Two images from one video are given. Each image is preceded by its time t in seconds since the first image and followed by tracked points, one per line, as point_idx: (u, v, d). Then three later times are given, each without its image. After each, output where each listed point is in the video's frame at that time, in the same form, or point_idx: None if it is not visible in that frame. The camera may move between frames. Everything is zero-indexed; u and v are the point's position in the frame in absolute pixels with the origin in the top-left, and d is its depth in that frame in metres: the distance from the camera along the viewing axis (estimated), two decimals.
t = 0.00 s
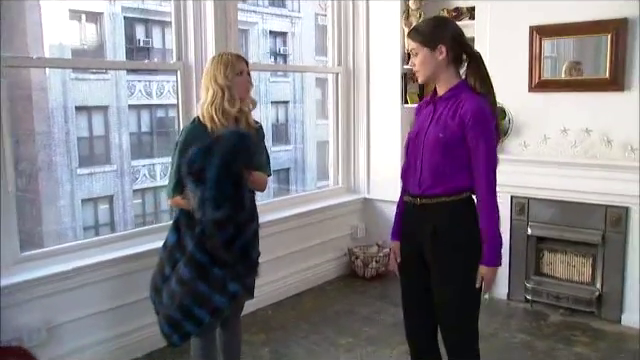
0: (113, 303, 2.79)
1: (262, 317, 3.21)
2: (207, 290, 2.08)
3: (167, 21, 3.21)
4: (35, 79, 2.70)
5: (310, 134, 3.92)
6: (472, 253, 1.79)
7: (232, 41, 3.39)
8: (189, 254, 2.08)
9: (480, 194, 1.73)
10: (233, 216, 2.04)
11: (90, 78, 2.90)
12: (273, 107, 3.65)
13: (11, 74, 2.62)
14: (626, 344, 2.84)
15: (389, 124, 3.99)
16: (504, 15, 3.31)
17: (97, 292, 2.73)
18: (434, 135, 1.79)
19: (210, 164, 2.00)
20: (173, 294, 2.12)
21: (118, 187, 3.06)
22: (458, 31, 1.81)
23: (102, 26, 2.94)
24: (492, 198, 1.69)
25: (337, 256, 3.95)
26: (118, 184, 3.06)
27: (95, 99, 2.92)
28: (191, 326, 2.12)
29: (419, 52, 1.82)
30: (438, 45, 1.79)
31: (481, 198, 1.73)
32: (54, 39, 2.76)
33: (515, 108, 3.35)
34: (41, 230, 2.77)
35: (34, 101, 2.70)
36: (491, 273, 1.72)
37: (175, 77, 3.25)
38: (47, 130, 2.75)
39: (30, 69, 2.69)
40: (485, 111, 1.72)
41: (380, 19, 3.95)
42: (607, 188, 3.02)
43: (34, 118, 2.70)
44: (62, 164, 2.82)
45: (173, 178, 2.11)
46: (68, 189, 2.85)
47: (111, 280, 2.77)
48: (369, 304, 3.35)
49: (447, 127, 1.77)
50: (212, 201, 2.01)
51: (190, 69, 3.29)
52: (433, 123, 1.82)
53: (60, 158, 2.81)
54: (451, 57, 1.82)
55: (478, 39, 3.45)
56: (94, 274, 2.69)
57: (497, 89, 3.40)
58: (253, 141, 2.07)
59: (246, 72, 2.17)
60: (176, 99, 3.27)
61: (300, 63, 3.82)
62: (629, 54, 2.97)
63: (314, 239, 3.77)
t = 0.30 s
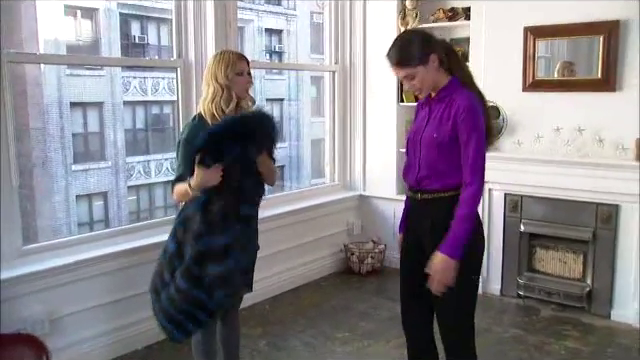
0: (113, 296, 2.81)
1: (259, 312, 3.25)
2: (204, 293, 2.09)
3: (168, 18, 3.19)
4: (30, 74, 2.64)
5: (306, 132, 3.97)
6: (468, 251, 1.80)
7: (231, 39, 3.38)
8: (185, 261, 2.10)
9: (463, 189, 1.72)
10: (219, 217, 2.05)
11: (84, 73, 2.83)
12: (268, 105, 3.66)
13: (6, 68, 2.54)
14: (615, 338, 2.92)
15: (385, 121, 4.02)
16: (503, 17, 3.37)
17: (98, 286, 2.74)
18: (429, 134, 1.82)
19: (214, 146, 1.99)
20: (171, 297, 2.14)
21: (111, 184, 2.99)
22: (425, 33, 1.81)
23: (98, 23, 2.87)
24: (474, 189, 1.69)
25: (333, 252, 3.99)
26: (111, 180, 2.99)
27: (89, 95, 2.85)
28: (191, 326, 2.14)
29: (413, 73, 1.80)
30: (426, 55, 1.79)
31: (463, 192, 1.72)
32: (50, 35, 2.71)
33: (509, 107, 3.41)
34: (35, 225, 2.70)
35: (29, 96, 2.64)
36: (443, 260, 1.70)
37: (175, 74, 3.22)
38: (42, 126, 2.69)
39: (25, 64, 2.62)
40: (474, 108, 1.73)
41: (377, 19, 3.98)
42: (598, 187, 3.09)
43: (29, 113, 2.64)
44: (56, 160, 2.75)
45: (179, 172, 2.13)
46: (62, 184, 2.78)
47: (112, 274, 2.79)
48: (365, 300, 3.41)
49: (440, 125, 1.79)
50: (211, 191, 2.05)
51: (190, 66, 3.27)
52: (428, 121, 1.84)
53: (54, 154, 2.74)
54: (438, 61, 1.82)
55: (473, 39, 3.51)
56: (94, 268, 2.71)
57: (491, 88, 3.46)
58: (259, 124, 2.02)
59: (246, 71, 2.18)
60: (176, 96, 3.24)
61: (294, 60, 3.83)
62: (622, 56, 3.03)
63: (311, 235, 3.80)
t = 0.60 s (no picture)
0: (115, 291, 2.82)
1: (259, 308, 3.26)
2: (203, 299, 2.13)
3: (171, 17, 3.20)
4: (30, 72, 2.63)
5: (306, 132, 3.99)
6: (469, 253, 1.82)
7: (234, 38, 3.39)
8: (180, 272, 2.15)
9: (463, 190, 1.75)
10: (201, 229, 2.08)
11: (86, 71, 2.83)
12: (268, 104, 3.68)
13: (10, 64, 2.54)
14: (610, 337, 2.95)
15: (385, 121, 4.05)
16: (502, 19, 3.40)
17: (100, 282, 2.75)
18: (427, 140, 1.84)
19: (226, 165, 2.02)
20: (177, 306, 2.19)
21: (110, 181, 2.99)
22: (404, 44, 1.80)
23: (99, 20, 2.88)
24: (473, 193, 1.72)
25: (333, 250, 4.02)
26: (110, 176, 2.98)
27: (90, 92, 2.85)
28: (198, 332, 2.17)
29: (398, 88, 1.80)
30: (411, 69, 1.79)
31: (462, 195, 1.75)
32: (50, 32, 2.71)
33: (508, 108, 3.44)
34: (35, 222, 2.70)
35: (29, 93, 2.63)
36: (446, 259, 1.74)
37: (177, 72, 3.24)
38: (41, 123, 2.68)
39: (25, 61, 2.62)
40: (465, 111, 1.76)
41: (378, 19, 4.01)
42: (596, 187, 3.13)
43: (29, 110, 2.63)
44: (56, 157, 2.74)
45: (174, 172, 2.13)
46: (61, 182, 2.78)
47: (113, 270, 2.80)
48: (364, 297, 3.44)
49: (436, 131, 1.82)
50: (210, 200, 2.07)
51: (193, 65, 3.28)
52: (423, 128, 1.86)
53: (53, 152, 2.73)
54: (421, 72, 1.82)
55: (473, 40, 3.54)
56: (95, 263, 2.72)
57: (491, 90, 3.50)
58: (263, 140, 2.04)
59: (247, 73, 2.16)
60: (178, 94, 3.26)
61: (294, 59, 3.85)
62: (620, 59, 3.06)
63: (310, 234, 3.82)
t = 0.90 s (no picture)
0: (121, 284, 2.83)
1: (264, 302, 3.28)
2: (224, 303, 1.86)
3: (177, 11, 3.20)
4: (36, 65, 2.64)
5: (311, 127, 3.99)
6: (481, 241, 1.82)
7: (240, 32, 3.39)
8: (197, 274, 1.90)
9: (475, 184, 1.75)
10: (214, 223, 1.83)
11: (92, 65, 2.83)
12: (273, 99, 3.67)
13: (17, 57, 2.55)
14: (614, 333, 2.95)
15: (390, 116, 4.06)
16: (509, 15, 3.40)
17: (105, 275, 2.77)
18: (432, 139, 1.85)
19: (241, 154, 1.83)
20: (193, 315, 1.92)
21: (116, 175, 3.00)
22: (404, 45, 1.80)
23: (104, 14, 2.88)
24: (485, 187, 1.73)
25: (337, 244, 4.03)
26: (115, 170, 2.99)
27: (95, 86, 2.85)
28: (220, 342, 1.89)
29: (401, 89, 1.80)
30: (413, 69, 1.79)
31: (474, 189, 1.76)
32: (56, 26, 2.71)
33: (513, 104, 3.44)
34: (40, 215, 2.71)
35: (35, 87, 2.64)
36: (460, 251, 1.77)
37: (183, 66, 3.24)
38: (47, 116, 2.69)
39: (31, 55, 2.62)
40: (468, 107, 1.76)
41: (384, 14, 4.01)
42: (602, 183, 3.13)
43: (35, 104, 2.64)
44: (61, 151, 2.75)
45: (176, 161, 1.91)
46: (67, 176, 2.79)
47: (119, 263, 2.81)
48: (368, 292, 3.44)
49: (441, 129, 1.82)
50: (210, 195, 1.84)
51: (199, 59, 3.29)
52: (427, 127, 1.87)
53: (59, 145, 2.74)
54: (423, 71, 1.82)
55: (479, 35, 3.54)
56: (101, 256, 2.73)
57: (496, 86, 3.50)
58: (275, 134, 1.85)
59: (244, 69, 1.92)
60: (184, 89, 3.27)
61: (300, 54, 3.85)
62: (627, 55, 3.06)
63: (315, 228, 3.83)
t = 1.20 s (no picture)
0: (126, 278, 2.83)
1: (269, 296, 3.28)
2: (249, 296, 1.87)
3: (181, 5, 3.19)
4: (40, 60, 2.64)
5: (316, 121, 3.98)
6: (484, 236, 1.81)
7: (244, 26, 3.38)
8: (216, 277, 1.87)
9: (480, 177, 1.75)
10: (225, 213, 1.82)
11: (96, 59, 2.83)
12: (277, 93, 3.66)
13: (21, 51, 2.55)
14: (619, 327, 2.95)
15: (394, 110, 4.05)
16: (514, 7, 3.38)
17: (110, 269, 2.77)
18: (439, 130, 1.83)
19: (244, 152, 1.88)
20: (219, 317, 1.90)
21: (120, 169, 3.00)
22: (418, 38, 1.80)
23: (108, 8, 2.87)
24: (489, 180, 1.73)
25: (342, 238, 4.03)
26: (120, 165, 2.99)
27: (99, 80, 2.85)
28: (250, 332, 1.91)
29: (411, 77, 1.79)
30: (424, 58, 1.78)
31: (479, 182, 1.75)
32: (60, 20, 2.71)
33: (519, 97, 3.43)
34: (45, 209, 2.72)
35: (40, 81, 2.64)
36: (466, 247, 1.76)
37: (187, 60, 3.24)
38: (52, 111, 2.69)
39: (35, 49, 2.62)
40: (477, 99, 1.76)
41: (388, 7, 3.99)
42: (607, 177, 3.12)
43: (40, 98, 2.64)
44: (66, 145, 2.75)
45: (175, 149, 1.90)
46: (72, 170, 2.79)
47: (124, 257, 2.81)
48: (372, 286, 3.45)
49: (449, 120, 1.81)
50: (210, 182, 1.84)
51: (203, 53, 3.28)
52: (434, 118, 1.86)
53: (64, 140, 2.74)
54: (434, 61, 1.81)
55: (485, 28, 3.53)
56: (105, 250, 2.73)
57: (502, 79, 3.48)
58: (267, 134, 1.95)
59: (250, 71, 1.92)
60: (189, 83, 3.26)
61: (304, 48, 3.83)
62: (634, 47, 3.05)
63: (320, 222, 3.84)
